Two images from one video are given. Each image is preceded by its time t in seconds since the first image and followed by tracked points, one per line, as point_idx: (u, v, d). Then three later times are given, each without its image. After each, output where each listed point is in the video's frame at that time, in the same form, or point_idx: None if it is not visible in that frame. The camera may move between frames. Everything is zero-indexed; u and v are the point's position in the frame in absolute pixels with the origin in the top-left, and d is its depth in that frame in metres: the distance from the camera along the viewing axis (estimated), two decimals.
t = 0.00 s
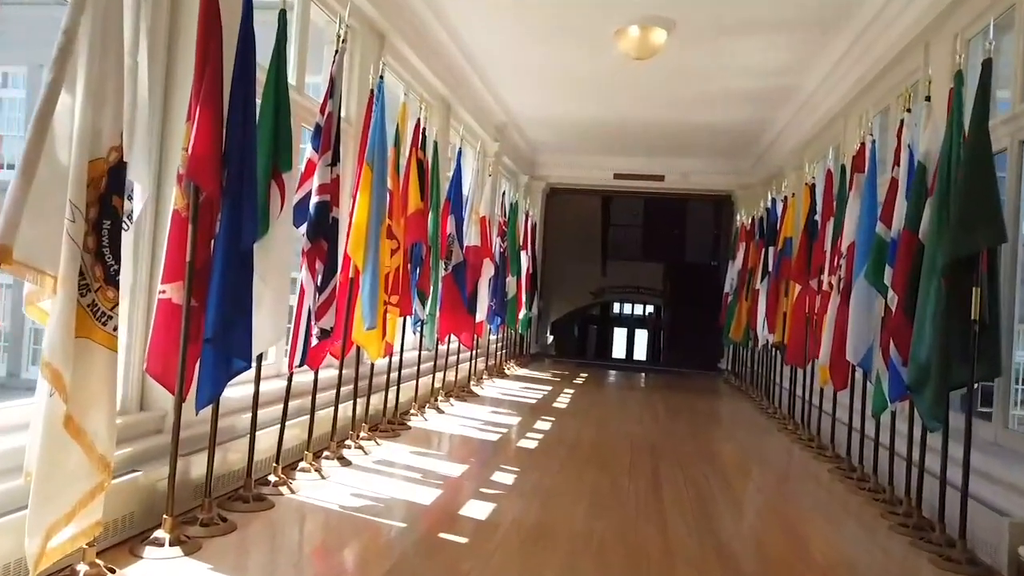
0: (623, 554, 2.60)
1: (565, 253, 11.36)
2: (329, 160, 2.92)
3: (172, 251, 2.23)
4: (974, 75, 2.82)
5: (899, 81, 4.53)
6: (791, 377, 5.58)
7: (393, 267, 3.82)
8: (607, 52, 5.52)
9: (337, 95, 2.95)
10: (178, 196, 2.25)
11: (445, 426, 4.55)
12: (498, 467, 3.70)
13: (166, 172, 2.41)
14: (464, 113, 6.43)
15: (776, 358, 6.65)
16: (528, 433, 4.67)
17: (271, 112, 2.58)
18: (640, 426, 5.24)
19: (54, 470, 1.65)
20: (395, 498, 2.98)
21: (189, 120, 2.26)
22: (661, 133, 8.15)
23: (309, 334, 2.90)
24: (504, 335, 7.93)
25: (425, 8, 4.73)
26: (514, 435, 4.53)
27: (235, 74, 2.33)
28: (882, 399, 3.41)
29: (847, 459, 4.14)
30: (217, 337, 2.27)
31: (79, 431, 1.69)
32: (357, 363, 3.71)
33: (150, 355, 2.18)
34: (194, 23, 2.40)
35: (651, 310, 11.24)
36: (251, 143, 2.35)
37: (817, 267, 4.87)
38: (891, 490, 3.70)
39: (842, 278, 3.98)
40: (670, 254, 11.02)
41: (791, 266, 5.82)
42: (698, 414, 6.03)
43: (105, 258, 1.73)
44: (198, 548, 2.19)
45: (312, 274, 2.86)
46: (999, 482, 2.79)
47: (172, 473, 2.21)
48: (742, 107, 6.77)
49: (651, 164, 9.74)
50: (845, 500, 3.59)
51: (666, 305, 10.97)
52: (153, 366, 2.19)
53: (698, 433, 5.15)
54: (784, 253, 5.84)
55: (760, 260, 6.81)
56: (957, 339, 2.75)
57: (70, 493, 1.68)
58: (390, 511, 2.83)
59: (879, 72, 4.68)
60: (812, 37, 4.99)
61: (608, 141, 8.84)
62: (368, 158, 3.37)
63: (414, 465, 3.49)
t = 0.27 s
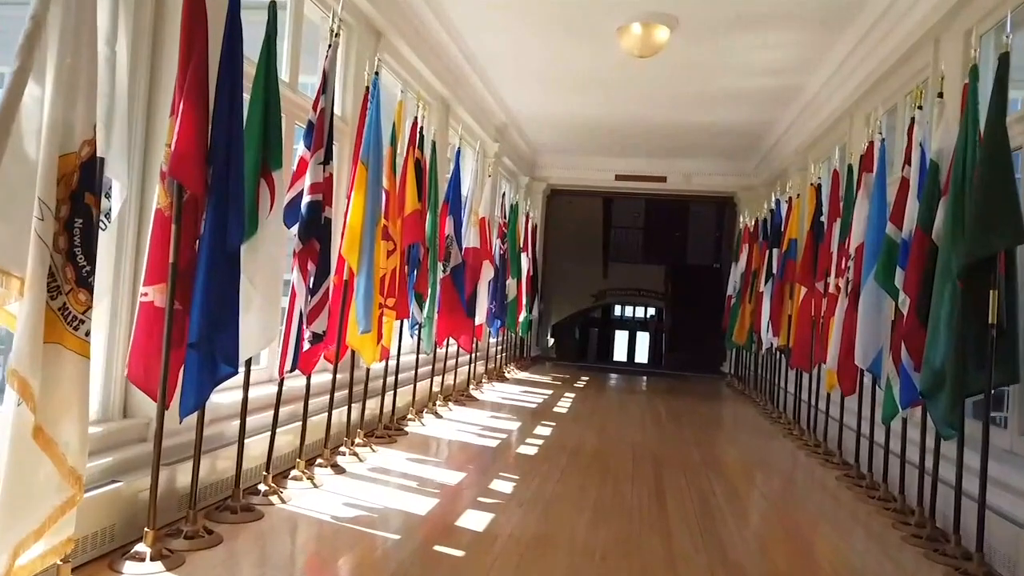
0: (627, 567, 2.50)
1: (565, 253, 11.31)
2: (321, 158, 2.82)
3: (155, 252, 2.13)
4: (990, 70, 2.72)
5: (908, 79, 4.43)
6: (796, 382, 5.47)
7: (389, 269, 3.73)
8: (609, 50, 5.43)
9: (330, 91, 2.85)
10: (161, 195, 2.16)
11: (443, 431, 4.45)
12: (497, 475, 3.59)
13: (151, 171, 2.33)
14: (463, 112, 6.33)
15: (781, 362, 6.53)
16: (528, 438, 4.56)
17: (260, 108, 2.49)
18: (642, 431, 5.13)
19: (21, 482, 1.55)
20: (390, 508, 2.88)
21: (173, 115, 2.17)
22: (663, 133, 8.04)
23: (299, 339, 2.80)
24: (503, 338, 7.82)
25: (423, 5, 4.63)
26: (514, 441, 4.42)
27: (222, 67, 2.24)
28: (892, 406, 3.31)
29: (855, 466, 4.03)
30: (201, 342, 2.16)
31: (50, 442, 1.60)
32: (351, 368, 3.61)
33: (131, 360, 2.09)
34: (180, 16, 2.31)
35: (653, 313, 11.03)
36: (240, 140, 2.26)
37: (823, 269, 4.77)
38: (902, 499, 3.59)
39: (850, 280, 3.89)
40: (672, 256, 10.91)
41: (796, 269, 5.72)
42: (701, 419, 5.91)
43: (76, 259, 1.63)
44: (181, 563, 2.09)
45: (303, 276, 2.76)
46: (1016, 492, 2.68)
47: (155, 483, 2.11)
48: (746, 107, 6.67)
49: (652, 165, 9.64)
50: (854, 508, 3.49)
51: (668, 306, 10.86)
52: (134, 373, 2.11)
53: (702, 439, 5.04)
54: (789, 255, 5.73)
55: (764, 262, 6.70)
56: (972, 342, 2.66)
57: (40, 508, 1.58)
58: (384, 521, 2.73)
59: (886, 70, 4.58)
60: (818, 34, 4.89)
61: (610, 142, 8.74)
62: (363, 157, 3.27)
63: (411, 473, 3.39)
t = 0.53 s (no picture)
0: None
1: (565, 253, 11.22)
2: (312, 152, 2.72)
3: (136, 247, 2.04)
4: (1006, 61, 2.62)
5: (915, 75, 4.34)
6: (801, 383, 5.37)
7: (385, 268, 3.63)
8: (610, 47, 5.34)
9: (321, 83, 2.76)
10: (142, 188, 2.06)
11: (441, 434, 4.35)
12: (496, 479, 3.49)
13: (133, 164, 2.24)
14: (463, 111, 6.24)
15: (785, 364, 6.43)
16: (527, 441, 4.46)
17: (248, 99, 2.40)
18: (645, 434, 5.03)
19: None
20: (383, 514, 2.78)
21: (155, 105, 2.07)
22: (665, 133, 7.95)
23: (289, 339, 2.70)
24: (503, 340, 7.72)
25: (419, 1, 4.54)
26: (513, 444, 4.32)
27: (207, 55, 2.14)
28: (902, 408, 3.20)
29: (863, 470, 3.93)
30: (183, 342, 2.06)
31: (15, 446, 1.51)
32: (345, 369, 3.51)
33: (110, 360, 2.00)
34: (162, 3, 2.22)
35: (654, 314, 10.96)
36: (226, 131, 2.16)
37: (829, 269, 4.67)
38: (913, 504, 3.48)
39: (858, 279, 3.79)
40: (673, 257, 10.81)
41: (800, 269, 5.62)
42: (704, 422, 5.81)
43: (45, 253, 1.54)
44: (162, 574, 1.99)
45: (294, 273, 2.66)
46: None
47: (135, 489, 2.02)
48: (749, 106, 6.57)
49: (654, 165, 9.54)
50: (863, 513, 3.39)
51: (669, 307, 10.79)
52: (113, 374, 2.01)
53: (705, 442, 4.93)
54: (793, 255, 5.63)
55: (767, 262, 6.60)
56: (988, 342, 2.56)
57: (6, 515, 1.49)
58: (378, 527, 2.63)
59: (893, 66, 4.49)
60: (822, 31, 4.80)
61: (611, 142, 8.65)
62: (357, 151, 3.17)
63: (407, 477, 3.29)
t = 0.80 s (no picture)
0: None
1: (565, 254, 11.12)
2: (300, 145, 2.62)
3: (109, 242, 1.94)
4: None
5: (922, 69, 4.24)
6: (805, 385, 5.26)
7: (378, 266, 3.53)
8: (610, 42, 5.24)
9: (310, 73, 2.66)
10: (116, 179, 1.96)
11: (437, 437, 4.24)
12: (492, 484, 3.38)
13: (111, 155, 2.15)
14: (461, 108, 6.14)
15: (789, 365, 6.32)
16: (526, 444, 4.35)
17: (231, 88, 2.30)
18: (646, 437, 4.92)
19: None
20: (374, 520, 2.67)
21: (129, 92, 1.97)
22: (666, 131, 7.84)
23: (277, 339, 2.59)
24: (502, 341, 7.61)
25: None
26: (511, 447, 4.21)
27: (187, 40, 2.04)
28: (912, 411, 3.10)
29: (871, 474, 3.82)
30: (159, 342, 1.96)
31: None
32: (337, 370, 3.41)
33: (81, 361, 1.90)
34: None
35: (655, 314, 10.94)
36: (205, 120, 2.06)
37: (834, 268, 4.57)
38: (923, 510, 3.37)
39: (865, 278, 3.69)
40: (674, 257, 10.71)
41: (804, 268, 5.52)
42: (707, 424, 5.70)
43: None
44: None
45: (281, 271, 2.55)
46: None
47: (107, 497, 1.91)
48: (752, 103, 6.47)
49: (655, 164, 9.44)
50: (871, 518, 3.28)
51: (670, 309, 10.66)
52: (85, 376, 1.91)
53: (707, 445, 4.82)
54: (797, 254, 5.53)
55: (770, 261, 6.50)
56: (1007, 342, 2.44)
57: None
58: (368, 534, 2.52)
59: (900, 60, 4.39)
60: (827, 25, 4.70)
61: (611, 140, 8.55)
62: (348, 145, 3.07)
63: (400, 482, 3.18)
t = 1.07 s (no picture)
0: None
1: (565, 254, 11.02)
2: (286, 140, 2.51)
3: (79, 242, 1.84)
4: None
5: (930, 65, 4.13)
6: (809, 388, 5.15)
7: (370, 267, 3.43)
8: (610, 38, 5.14)
9: (296, 66, 2.55)
10: (87, 175, 1.86)
11: (431, 442, 4.14)
12: (487, 492, 3.27)
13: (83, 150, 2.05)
14: (458, 106, 6.04)
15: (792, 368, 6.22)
16: (523, 449, 4.24)
17: (211, 79, 2.20)
18: (647, 443, 4.81)
19: None
20: (362, 531, 2.57)
21: (100, 83, 1.87)
22: (667, 130, 7.74)
23: (261, 343, 2.48)
24: (500, 343, 7.51)
25: None
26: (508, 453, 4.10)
27: (161, 27, 1.94)
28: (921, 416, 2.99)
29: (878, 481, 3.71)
30: (131, 346, 1.86)
31: None
32: (327, 374, 3.31)
33: (49, 367, 1.81)
34: None
35: (656, 316, 10.89)
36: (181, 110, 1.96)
37: (838, 268, 4.47)
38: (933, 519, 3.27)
39: (872, 278, 3.58)
40: (675, 258, 10.60)
41: (808, 269, 5.41)
42: (709, 429, 5.59)
43: None
44: None
45: (265, 271, 2.45)
46: None
47: (76, 511, 1.81)
48: (754, 100, 6.37)
49: (656, 164, 9.34)
50: (879, 527, 3.17)
51: (671, 310, 10.60)
52: (53, 382, 1.82)
53: (709, 451, 4.71)
54: (800, 254, 5.42)
55: (773, 262, 6.39)
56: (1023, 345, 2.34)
57: None
58: (356, 547, 2.42)
59: (906, 55, 4.28)
60: (831, 20, 4.60)
61: (611, 140, 8.45)
62: (337, 142, 2.97)
63: (391, 490, 3.08)
